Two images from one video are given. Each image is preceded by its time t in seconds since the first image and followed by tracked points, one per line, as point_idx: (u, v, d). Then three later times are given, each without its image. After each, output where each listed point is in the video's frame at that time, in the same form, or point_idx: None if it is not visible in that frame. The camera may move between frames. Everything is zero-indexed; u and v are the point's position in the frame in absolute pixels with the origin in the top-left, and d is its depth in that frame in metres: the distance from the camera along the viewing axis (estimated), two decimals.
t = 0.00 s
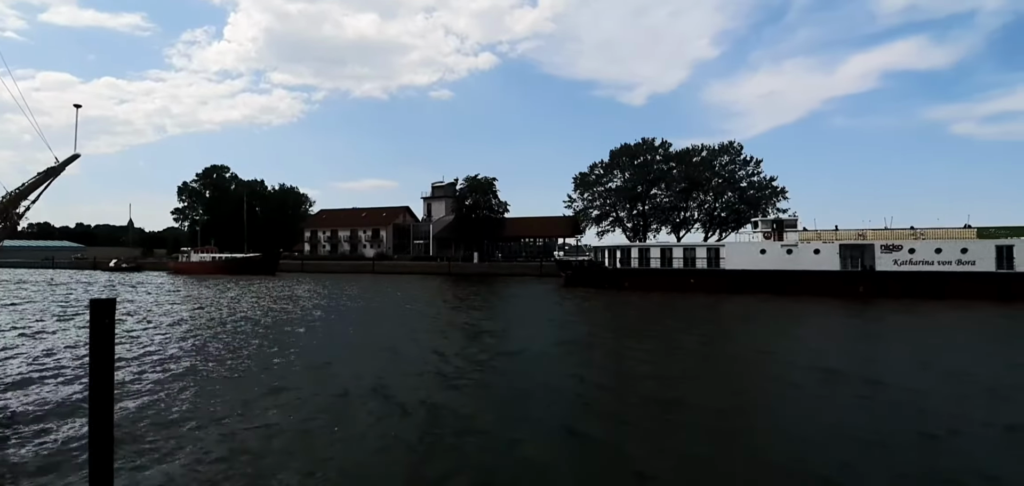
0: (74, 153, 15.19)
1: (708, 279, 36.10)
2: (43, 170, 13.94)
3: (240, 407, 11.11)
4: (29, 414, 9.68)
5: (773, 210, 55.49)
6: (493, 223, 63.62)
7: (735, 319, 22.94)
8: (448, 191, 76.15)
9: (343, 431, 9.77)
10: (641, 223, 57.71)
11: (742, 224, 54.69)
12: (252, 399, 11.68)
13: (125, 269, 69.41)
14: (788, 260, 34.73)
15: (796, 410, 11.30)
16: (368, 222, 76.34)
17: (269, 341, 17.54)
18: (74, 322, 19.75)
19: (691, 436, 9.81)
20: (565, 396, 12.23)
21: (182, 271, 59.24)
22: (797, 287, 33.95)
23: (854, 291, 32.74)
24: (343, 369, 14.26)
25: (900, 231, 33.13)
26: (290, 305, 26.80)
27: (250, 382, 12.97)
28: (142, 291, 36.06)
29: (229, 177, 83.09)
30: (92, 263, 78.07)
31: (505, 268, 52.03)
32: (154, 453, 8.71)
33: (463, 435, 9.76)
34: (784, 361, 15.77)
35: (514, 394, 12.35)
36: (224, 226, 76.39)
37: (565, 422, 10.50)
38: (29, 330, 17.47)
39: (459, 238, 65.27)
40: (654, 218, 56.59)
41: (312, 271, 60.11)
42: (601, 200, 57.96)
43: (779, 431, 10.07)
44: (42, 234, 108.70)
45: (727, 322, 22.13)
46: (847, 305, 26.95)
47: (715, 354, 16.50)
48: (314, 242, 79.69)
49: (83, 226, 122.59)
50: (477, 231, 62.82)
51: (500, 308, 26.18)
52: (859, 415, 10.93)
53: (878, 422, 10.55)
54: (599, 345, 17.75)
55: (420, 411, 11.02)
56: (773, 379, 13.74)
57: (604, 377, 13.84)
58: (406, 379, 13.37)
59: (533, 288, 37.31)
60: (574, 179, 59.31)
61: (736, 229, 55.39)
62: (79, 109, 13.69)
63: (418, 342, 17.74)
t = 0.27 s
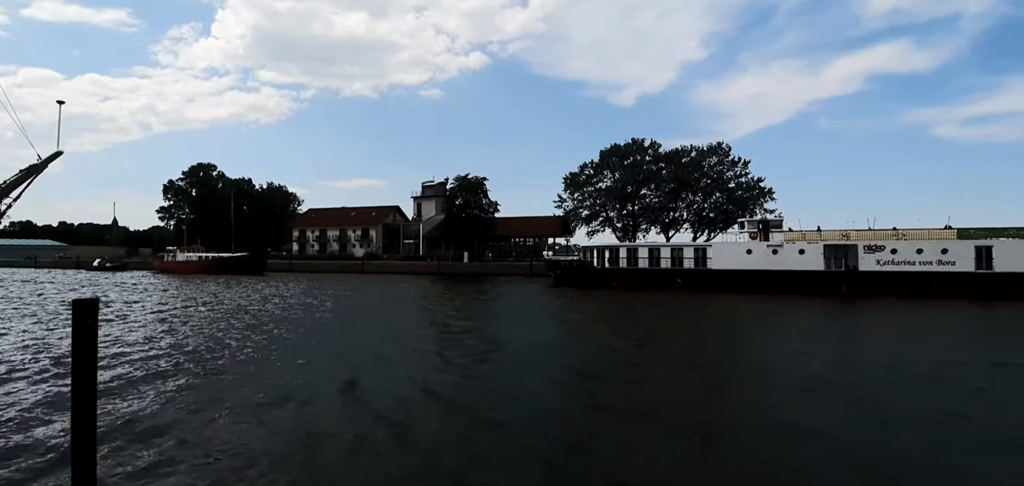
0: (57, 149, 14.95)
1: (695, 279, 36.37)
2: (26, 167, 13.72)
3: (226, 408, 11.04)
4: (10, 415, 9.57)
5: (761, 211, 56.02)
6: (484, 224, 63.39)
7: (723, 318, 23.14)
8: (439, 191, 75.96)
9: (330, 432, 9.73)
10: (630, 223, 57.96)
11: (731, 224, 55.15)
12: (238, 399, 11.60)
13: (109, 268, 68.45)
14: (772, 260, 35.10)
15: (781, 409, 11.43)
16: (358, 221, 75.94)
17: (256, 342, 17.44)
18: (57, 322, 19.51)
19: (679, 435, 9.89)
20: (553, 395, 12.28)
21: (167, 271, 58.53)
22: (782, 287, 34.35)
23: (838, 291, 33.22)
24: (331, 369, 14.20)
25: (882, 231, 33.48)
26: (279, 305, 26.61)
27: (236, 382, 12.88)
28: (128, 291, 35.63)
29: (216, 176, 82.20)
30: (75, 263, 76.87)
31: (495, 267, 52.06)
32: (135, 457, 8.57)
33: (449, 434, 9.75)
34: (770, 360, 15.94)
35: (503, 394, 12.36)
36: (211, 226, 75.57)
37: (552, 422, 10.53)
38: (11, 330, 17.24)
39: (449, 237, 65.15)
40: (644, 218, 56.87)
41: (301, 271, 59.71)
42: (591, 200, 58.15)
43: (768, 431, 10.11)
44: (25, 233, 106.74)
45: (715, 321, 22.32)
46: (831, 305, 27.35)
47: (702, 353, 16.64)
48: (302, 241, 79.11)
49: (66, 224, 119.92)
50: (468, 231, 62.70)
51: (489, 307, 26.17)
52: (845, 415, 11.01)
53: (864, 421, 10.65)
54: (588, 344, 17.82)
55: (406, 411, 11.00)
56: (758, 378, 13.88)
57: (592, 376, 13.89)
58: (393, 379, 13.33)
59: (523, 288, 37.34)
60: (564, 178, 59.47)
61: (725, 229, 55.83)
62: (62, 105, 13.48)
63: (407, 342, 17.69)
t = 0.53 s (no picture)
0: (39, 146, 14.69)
1: (682, 279, 36.61)
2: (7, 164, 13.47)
3: (212, 409, 10.92)
4: None
5: (748, 212, 56.53)
6: (474, 223, 63.15)
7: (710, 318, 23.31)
8: (428, 190, 75.73)
9: (318, 433, 9.65)
10: (620, 224, 58.17)
11: (719, 224, 55.58)
12: (224, 400, 11.49)
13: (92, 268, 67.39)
14: (757, 260, 35.45)
15: (769, 408, 11.52)
16: (347, 221, 75.48)
17: (243, 342, 17.27)
18: (39, 322, 19.19)
19: (668, 435, 9.93)
20: (543, 395, 12.28)
21: (152, 270, 57.73)
22: (768, 287, 34.69)
23: (821, 290, 33.65)
24: (319, 369, 14.09)
25: (864, 232, 33.95)
26: (267, 305, 26.38)
27: (222, 383, 12.74)
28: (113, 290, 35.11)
29: (203, 174, 81.27)
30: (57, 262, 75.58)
31: (484, 267, 52.03)
32: (121, 460, 8.43)
33: (439, 436, 9.70)
34: (758, 359, 16.07)
35: (493, 394, 12.35)
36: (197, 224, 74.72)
37: (542, 422, 10.54)
38: None
39: (439, 237, 64.97)
40: (633, 219, 57.11)
41: (289, 270, 59.24)
42: (581, 200, 58.29)
43: (761, 432, 10.15)
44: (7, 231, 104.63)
45: (704, 321, 22.47)
46: (816, 305, 27.68)
47: (690, 353, 16.73)
48: (290, 240, 78.46)
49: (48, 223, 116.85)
50: (458, 231, 62.52)
51: (478, 307, 26.12)
52: (832, 414, 11.13)
53: (850, 420, 10.77)
54: (577, 344, 17.85)
55: (395, 412, 10.94)
56: (746, 378, 13.99)
57: (581, 376, 13.91)
58: (382, 379, 13.25)
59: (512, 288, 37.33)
60: (554, 179, 59.57)
61: (713, 230, 56.26)
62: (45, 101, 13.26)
63: (396, 342, 17.60)
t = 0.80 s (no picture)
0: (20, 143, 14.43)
1: (668, 279, 36.85)
2: None
3: (197, 408, 10.82)
4: None
5: (735, 213, 57.09)
6: (462, 223, 63.11)
7: (695, 318, 23.49)
8: (417, 189, 75.46)
9: (306, 432, 9.62)
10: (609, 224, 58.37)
11: (706, 225, 56.07)
12: (210, 399, 11.39)
13: (72, 266, 66.15)
14: (742, 261, 35.80)
15: (755, 407, 11.66)
16: (334, 219, 74.95)
17: (229, 341, 17.11)
18: (19, 320, 18.87)
19: (656, 433, 10.03)
20: (532, 394, 12.33)
21: (134, 269, 56.83)
22: (753, 287, 35.07)
23: (804, 290, 34.12)
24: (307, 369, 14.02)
25: (846, 234, 34.45)
26: (254, 304, 26.13)
27: (208, 382, 12.61)
28: (94, 289, 34.51)
29: (187, 171, 80.15)
30: (36, 260, 74.06)
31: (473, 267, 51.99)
32: (105, 462, 8.27)
33: (428, 435, 9.69)
34: (744, 358, 16.25)
35: (482, 393, 12.36)
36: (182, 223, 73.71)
37: (531, 421, 10.58)
38: None
39: (427, 236, 64.75)
40: (622, 219, 57.34)
41: (276, 269, 58.68)
42: (570, 200, 58.41)
43: (751, 432, 10.21)
44: None
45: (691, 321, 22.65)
46: (800, 305, 28.06)
47: (677, 352, 16.88)
48: (276, 239, 77.67)
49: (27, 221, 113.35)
50: (447, 230, 62.34)
51: (466, 307, 26.08)
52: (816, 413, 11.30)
53: (834, 419, 10.93)
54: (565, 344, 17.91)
55: (385, 412, 10.89)
56: (731, 377, 14.16)
57: (570, 375, 13.98)
58: (370, 379, 13.20)
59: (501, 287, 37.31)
60: (543, 179, 59.65)
61: (700, 230, 56.75)
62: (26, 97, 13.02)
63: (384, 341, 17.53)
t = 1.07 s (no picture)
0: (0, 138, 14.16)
1: (656, 279, 37.06)
2: None
3: (180, 407, 10.70)
4: None
5: (723, 213, 57.55)
6: (452, 222, 62.98)
7: (684, 318, 23.66)
8: (407, 189, 75.19)
9: (292, 432, 9.55)
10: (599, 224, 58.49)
11: (695, 225, 56.45)
12: (194, 398, 11.28)
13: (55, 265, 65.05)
14: (729, 261, 36.13)
15: (741, 406, 11.75)
16: (323, 219, 74.43)
17: (215, 340, 16.97)
18: None
19: (643, 432, 10.07)
20: (521, 394, 12.33)
21: (119, 268, 56.04)
22: (740, 287, 35.36)
23: (790, 290, 34.48)
24: (294, 368, 13.93)
25: (830, 235, 34.91)
26: (241, 303, 25.90)
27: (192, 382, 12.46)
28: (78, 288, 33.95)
29: (173, 169, 79.14)
30: (18, 259, 72.69)
31: (463, 267, 51.86)
32: (88, 463, 8.14)
33: (415, 435, 9.66)
34: (731, 358, 16.38)
35: (471, 393, 12.34)
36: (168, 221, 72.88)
37: (519, 421, 10.56)
38: None
39: (417, 236, 64.52)
40: (612, 219, 57.53)
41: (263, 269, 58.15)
42: (560, 200, 58.48)
43: (737, 431, 10.29)
44: None
45: (680, 321, 22.78)
46: (786, 305, 28.37)
47: (665, 352, 16.97)
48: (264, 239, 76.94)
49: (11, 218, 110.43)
50: (437, 230, 62.17)
51: (456, 307, 26.02)
52: (801, 412, 11.41)
53: (820, 418, 11.05)
54: (555, 344, 17.93)
55: (372, 411, 10.86)
56: (718, 377, 14.26)
57: (558, 375, 13.99)
58: (357, 378, 13.13)
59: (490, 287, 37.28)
60: (533, 179, 59.69)
61: (689, 231, 57.12)
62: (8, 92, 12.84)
63: (372, 341, 17.44)
